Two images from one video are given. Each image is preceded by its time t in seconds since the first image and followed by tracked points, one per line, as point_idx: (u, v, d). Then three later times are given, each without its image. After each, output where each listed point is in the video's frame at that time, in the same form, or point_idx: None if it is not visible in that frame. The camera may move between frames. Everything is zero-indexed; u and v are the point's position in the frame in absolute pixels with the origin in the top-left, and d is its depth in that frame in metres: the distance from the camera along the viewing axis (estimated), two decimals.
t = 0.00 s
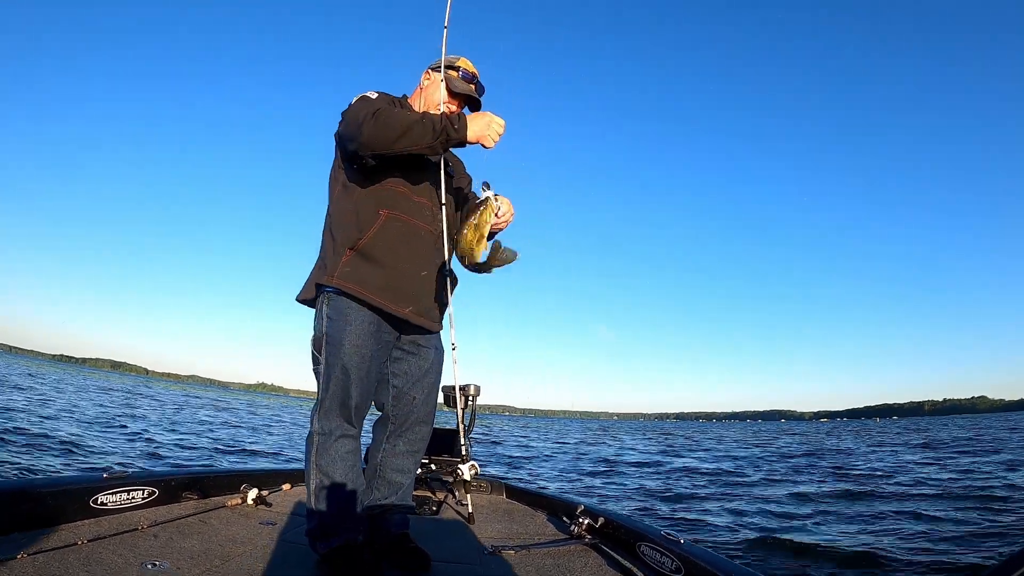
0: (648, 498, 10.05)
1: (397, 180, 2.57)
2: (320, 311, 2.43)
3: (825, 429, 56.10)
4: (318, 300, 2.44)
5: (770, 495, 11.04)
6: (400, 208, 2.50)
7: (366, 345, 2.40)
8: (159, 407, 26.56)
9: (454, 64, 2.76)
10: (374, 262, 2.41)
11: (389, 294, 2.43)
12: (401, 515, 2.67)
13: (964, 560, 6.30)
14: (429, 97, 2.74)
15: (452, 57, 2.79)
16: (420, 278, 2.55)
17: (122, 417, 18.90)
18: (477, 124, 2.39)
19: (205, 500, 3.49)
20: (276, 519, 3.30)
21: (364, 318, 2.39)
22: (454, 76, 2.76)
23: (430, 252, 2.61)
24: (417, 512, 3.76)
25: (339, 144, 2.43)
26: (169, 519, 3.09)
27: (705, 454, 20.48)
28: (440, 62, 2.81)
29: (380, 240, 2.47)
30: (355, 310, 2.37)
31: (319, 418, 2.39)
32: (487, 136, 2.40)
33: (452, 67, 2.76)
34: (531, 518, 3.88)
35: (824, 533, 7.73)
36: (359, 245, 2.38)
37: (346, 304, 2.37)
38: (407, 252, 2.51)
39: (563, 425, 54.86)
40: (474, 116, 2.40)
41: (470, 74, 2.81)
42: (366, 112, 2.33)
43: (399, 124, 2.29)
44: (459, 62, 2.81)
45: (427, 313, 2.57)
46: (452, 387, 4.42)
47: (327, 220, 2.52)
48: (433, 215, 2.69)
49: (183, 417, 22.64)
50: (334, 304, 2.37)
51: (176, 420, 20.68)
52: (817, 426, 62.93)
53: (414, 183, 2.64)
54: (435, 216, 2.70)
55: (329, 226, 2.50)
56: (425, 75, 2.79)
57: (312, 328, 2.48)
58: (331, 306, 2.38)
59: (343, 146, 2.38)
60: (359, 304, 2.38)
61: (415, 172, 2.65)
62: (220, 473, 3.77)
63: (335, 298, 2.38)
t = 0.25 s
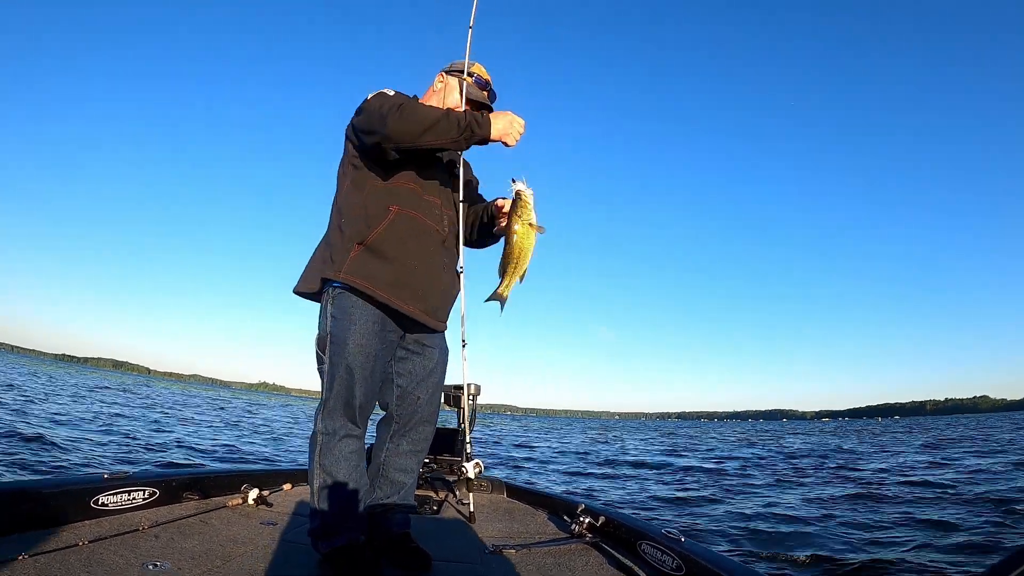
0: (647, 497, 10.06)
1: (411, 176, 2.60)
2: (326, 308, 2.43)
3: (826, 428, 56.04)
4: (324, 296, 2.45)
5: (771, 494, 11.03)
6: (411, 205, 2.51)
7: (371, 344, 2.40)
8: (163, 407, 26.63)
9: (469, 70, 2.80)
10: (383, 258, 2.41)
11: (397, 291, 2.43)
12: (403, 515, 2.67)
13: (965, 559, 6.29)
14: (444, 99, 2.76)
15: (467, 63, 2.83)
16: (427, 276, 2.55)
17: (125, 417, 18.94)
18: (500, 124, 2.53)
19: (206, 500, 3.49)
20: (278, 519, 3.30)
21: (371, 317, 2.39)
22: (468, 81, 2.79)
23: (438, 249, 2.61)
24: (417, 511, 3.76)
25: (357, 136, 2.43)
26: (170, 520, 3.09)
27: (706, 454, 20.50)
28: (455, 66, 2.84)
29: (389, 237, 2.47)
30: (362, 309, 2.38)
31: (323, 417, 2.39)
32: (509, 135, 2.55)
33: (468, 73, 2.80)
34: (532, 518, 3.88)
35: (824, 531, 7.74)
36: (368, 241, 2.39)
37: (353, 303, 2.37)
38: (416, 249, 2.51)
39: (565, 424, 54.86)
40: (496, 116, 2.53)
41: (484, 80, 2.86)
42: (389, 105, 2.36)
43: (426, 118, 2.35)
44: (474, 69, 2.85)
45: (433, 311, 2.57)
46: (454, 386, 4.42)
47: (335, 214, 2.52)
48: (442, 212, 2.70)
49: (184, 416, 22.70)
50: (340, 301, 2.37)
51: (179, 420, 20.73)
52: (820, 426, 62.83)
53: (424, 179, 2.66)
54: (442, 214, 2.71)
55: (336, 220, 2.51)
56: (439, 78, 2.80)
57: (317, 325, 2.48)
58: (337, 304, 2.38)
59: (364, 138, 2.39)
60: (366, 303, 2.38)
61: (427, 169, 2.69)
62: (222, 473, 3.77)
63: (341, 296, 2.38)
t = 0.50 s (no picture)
0: (647, 496, 10.07)
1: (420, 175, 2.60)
2: (331, 305, 2.42)
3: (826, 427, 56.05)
4: (329, 295, 2.44)
5: (771, 493, 11.03)
6: (419, 205, 2.52)
7: (376, 344, 2.40)
8: (166, 407, 26.71)
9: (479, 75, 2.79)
10: (390, 257, 2.42)
11: (405, 290, 2.44)
12: (404, 514, 2.67)
13: (965, 558, 6.28)
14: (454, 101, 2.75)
15: (478, 69, 2.83)
16: (434, 277, 2.55)
17: (129, 417, 18.99)
18: (512, 126, 2.58)
19: (207, 500, 3.50)
20: (279, 519, 3.30)
21: (377, 317, 2.40)
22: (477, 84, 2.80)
23: (444, 249, 2.62)
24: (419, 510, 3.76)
25: (370, 134, 2.42)
26: (171, 520, 3.09)
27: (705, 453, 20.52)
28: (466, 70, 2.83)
29: (397, 236, 2.47)
30: (368, 309, 2.38)
31: (327, 416, 2.39)
32: (520, 138, 2.61)
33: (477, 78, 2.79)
34: (533, 516, 3.89)
35: (824, 530, 7.74)
36: (376, 240, 2.39)
37: (359, 303, 2.37)
38: (423, 248, 2.52)
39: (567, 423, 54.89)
40: (508, 118, 2.57)
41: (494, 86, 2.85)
42: (405, 103, 2.36)
43: (443, 118, 2.36)
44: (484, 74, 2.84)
45: (439, 312, 2.58)
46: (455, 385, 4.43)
47: (342, 210, 2.51)
48: (449, 214, 2.70)
49: (184, 415, 22.72)
50: (346, 299, 2.37)
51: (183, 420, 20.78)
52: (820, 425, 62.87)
53: (431, 177, 2.66)
54: (450, 216, 2.71)
55: (343, 218, 2.50)
56: (448, 80, 2.80)
57: (321, 323, 2.48)
58: (343, 304, 2.38)
59: (378, 136, 2.39)
60: (373, 303, 2.39)
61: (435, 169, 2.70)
62: (223, 473, 3.78)
63: (347, 295, 2.38)
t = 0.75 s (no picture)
0: (648, 496, 10.06)
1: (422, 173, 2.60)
2: (329, 304, 2.42)
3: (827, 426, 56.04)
4: (327, 294, 2.44)
5: (772, 493, 11.03)
6: (419, 204, 2.52)
7: (374, 344, 2.40)
8: (168, 406, 26.73)
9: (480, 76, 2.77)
10: (390, 255, 2.41)
11: (404, 287, 2.44)
12: (403, 513, 2.67)
13: (966, 559, 6.27)
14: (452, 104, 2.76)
15: (479, 69, 2.80)
16: (433, 275, 2.55)
17: (130, 416, 18.97)
18: (518, 126, 2.59)
19: (207, 500, 3.50)
20: (280, 519, 3.30)
21: (375, 316, 2.39)
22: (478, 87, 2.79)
23: (444, 247, 2.61)
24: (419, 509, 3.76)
25: (376, 131, 2.41)
26: (172, 519, 3.09)
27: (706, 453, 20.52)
28: (467, 70, 2.80)
29: (398, 233, 2.47)
30: (366, 308, 2.37)
31: (324, 416, 2.39)
32: (526, 136, 2.61)
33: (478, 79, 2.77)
34: (533, 515, 3.88)
35: (825, 530, 7.73)
36: (376, 237, 2.39)
37: (357, 302, 2.36)
38: (424, 246, 2.51)
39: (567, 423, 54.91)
40: (514, 118, 2.58)
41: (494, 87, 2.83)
42: (413, 101, 2.36)
43: (451, 116, 2.36)
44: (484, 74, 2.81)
45: (438, 311, 2.58)
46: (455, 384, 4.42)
47: (342, 208, 2.50)
48: (449, 214, 2.70)
49: (185, 415, 22.73)
50: (345, 297, 2.36)
51: (184, 420, 20.77)
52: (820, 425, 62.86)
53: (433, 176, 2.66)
54: (450, 215, 2.71)
55: (343, 215, 2.49)
56: (447, 81, 2.79)
57: (319, 321, 2.48)
58: (341, 303, 2.37)
59: (384, 134, 2.38)
60: (371, 301, 2.38)
61: (438, 168, 2.70)
62: (223, 472, 3.77)
63: (345, 294, 2.37)
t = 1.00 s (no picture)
0: (648, 496, 10.07)
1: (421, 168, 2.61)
2: (326, 304, 2.42)
3: (829, 426, 56.05)
4: (324, 292, 2.44)
5: (773, 492, 11.03)
6: (417, 199, 2.52)
7: (371, 342, 2.40)
8: (169, 406, 26.72)
9: (476, 76, 2.77)
10: (388, 248, 2.41)
11: (401, 280, 2.43)
12: (403, 513, 2.67)
13: (966, 559, 6.26)
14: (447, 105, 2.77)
15: (475, 69, 2.80)
16: (430, 269, 2.55)
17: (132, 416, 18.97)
18: (518, 124, 2.59)
19: (207, 499, 3.50)
20: (279, 519, 3.31)
21: (372, 312, 2.40)
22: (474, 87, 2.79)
23: (441, 242, 2.61)
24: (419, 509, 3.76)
25: (377, 127, 2.42)
26: (172, 519, 3.09)
27: (706, 452, 20.51)
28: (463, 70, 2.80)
29: (395, 228, 2.48)
30: (363, 304, 2.37)
31: (322, 417, 2.39)
32: (526, 133, 2.61)
33: (474, 79, 2.78)
34: (533, 515, 3.89)
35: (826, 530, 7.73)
36: (374, 230, 2.39)
37: (354, 300, 2.36)
38: (420, 239, 2.51)
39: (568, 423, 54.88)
40: (514, 116, 2.59)
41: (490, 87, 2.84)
42: (415, 96, 2.38)
43: (452, 110, 2.37)
44: (480, 74, 2.82)
45: (435, 306, 2.58)
46: (455, 385, 4.43)
47: (340, 205, 2.51)
48: (446, 211, 2.70)
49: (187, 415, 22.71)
50: (343, 296, 2.37)
51: (185, 420, 20.77)
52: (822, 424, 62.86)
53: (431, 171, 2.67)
54: (446, 213, 2.71)
55: (340, 210, 2.50)
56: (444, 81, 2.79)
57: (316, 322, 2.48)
58: (337, 301, 2.37)
59: (386, 128, 2.39)
60: (368, 295, 2.38)
61: (437, 166, 2.71)
62: (223, 472, 3.78)
63: (341, 291, 2.37)
